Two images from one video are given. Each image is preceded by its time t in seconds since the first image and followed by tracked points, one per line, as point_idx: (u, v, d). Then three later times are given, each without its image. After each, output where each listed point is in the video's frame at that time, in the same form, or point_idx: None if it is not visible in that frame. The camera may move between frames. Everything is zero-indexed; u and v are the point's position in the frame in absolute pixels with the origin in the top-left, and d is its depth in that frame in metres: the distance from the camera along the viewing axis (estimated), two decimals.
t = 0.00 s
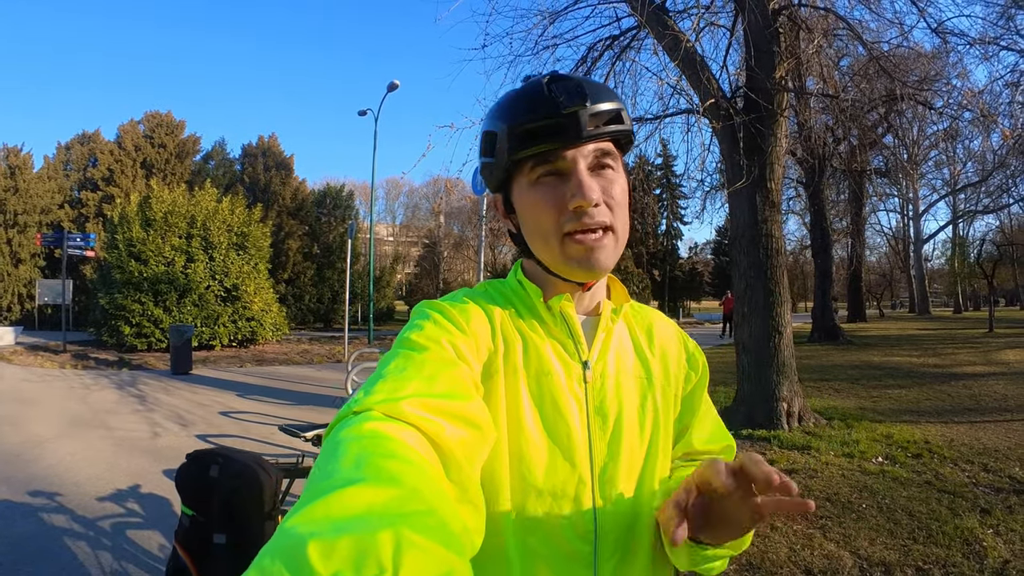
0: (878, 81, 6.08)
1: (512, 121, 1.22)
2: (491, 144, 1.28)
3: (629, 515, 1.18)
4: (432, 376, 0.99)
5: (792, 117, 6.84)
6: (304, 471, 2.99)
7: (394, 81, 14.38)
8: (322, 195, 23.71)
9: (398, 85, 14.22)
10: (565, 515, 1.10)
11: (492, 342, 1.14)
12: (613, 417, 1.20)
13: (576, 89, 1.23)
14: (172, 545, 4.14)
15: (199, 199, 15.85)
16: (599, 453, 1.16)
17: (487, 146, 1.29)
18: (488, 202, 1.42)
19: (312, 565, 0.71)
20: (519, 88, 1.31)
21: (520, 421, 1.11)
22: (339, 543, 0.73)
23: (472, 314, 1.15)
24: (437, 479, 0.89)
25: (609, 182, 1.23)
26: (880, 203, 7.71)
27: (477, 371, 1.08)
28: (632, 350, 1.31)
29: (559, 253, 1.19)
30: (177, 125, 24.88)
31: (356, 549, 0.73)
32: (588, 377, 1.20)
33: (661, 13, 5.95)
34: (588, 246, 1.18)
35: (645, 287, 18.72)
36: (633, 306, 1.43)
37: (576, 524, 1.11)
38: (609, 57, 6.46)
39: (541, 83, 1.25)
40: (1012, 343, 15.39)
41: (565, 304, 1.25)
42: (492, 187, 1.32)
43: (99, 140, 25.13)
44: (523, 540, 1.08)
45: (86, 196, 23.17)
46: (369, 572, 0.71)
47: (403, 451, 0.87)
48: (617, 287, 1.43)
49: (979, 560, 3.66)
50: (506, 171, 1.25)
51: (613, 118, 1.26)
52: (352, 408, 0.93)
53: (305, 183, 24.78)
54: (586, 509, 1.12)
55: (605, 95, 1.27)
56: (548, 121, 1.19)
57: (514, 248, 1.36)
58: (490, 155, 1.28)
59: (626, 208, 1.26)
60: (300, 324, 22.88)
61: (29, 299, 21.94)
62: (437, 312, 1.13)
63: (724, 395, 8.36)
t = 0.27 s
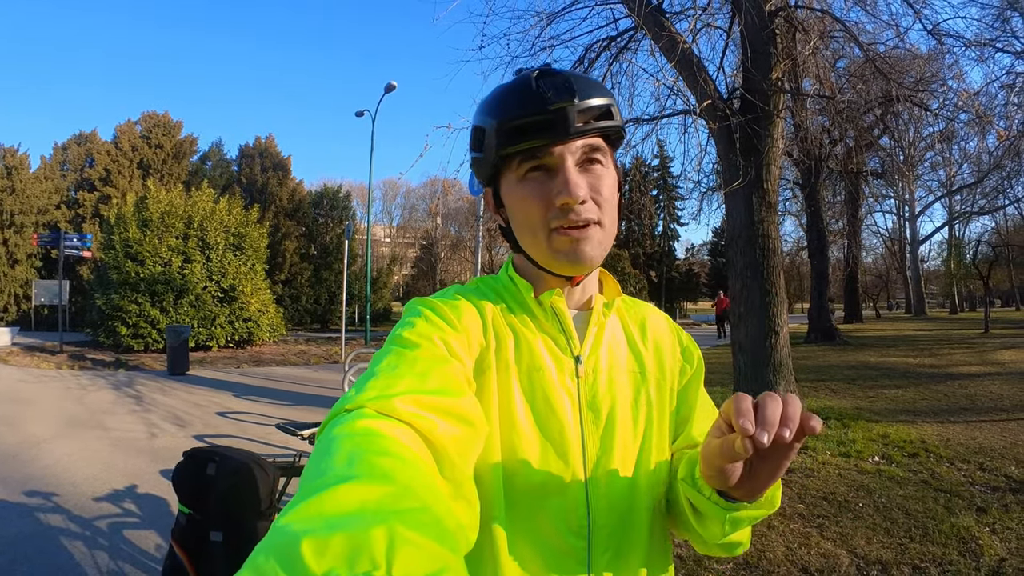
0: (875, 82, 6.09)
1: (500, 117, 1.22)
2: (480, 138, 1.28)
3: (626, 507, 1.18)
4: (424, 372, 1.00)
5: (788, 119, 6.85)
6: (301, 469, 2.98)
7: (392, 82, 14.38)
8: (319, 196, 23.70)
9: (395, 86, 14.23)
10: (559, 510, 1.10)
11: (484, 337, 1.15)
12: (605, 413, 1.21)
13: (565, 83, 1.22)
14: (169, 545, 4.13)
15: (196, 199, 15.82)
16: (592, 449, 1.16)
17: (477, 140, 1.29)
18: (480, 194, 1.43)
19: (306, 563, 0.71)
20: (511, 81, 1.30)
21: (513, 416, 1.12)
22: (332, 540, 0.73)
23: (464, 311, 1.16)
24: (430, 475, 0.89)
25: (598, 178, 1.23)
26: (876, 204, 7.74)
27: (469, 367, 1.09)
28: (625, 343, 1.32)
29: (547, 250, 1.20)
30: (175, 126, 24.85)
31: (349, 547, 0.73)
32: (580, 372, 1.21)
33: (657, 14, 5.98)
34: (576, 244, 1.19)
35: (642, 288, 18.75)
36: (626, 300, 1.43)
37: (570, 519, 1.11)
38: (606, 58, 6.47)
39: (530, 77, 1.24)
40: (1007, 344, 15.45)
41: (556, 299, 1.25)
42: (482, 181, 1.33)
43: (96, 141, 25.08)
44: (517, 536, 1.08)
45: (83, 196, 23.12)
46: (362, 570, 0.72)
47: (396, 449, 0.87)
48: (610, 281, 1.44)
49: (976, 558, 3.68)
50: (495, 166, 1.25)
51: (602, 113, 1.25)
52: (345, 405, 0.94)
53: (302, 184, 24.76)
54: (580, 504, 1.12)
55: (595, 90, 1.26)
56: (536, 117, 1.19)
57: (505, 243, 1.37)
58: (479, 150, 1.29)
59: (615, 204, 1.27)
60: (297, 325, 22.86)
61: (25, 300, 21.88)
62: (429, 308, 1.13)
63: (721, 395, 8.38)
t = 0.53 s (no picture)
0: (872, 84, 6.11)
1: (495, 117, 1.23)
2: (478, 138, 1.30)
3: (627, 503, 1.19)
4: (425, 370, 1.00)
5: (786, 121, 6.86)
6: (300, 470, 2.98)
7: (390, 83, 14.37)
8: (317, 197, 23.68)
9: (393, 88, 14.23)
10: (559, 508, 1.10)
11: (485, 337, 1.16)
12: (606, 412, 1.21)
13: (560, 83, 1.22)
14: (167, 545, 4.13)
15: (193, 201, 15.80)
16: (592, 448, 1.17)
17: (475, 140, 1.31)
18: (483, 191, 1.45)
19: (304, 560, 0.71)
20: (510, 80, 1.30)
21: (514, 414, 1.12)
22: (331, 536, 0.73)
23: (465, 310, 1.17)
24: (430, 473, 0.89)
25: (595, 178, 1.23)
26: (873, 205, 7.76)
27: (470, 366, 1.10)
28: (626, 342, 1.33)
29: (541, 251, 1.21)
30: (172, 127, 24.83)
31: (347, 543, 0.73)
32: (581, 371, 1.21)
33: (656, 16, 5.99)
34: (569, 245, 1.20)
35: (640, 289, 18.77)
36: (626, 299, 1.44)
37: (571, 518, 1.11)
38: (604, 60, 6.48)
39: (527, 78, 1.24)
40: (1004, 345, 15.51)
41: (558, 299, 1.26)
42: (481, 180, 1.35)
43: (94, 141, 25.06)
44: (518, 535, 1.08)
45: (80, 197, 23.08)
46: (359, 566, 0.72)
47: (396, 446, 0.87)
48: (610, 281, 1.44)
49: (974, 557, 3.69)
50: (492, 165, 1.26)
51: (599, 112, 1.25)
52: (346, 402, 0.94)
53: (300, 186, 24.75)
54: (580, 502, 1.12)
55: (593, 89, 1.26)
56: (531, 118, 1.19)
57: (505, 242, 1.38)
58: (478, 150, 1.31)
59: (612, 205, 1.26)
60: (295, 326, 22.84)
61: (22, 301, 21.85)
62: (431, 307, 1.14)
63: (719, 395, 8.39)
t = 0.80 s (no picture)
0: (869, 87, 6.12)
1: (501, 124, 1.24)
2: (486, 144, 1.31)
3: (635, 504, 1.19)
4: (430, 373, 1.01)
5: (783, 124, 6.88)
6: (301, 473, 2.97)
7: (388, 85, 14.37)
8: (315, 199, 23.66)
9: (391, 90, 14.24)
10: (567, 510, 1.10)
11: (490, 339, 1.17)
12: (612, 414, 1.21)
13: (564, 90, 1.22)
14: (166, 549, 4.11)
15: (192, 202, 15.78)
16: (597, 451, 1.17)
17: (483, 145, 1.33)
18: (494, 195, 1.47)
19: (307, 561, 0.71)
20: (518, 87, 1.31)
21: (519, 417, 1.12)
22: (335, 537, 0.74)
23: (470, 314, 1.17)
24: (434, 477, 0.89)
25: (597, 187, 1.23)
26: (871, 207, 7.78)
27: (474, 369, 1.10)
28: (632, 344, 1.33)
29: (540, 257, 1.21)
30: (171, 129, 24.82)
31: (351, 544, 0.74)
32: (587, 372, 1.21)
33: (654, 19, 6.02)
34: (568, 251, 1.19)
35: (638, 292, 18.80)
36: (630, 301, 1.44)
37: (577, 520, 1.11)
38: (603, 63, 6.50)
39: (535, 85, 1.25)
40: (1001, 347, 15.55)
41: (562, 301, 1.26)
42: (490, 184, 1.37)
43: (92, 143, 25.05)
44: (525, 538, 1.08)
45: (79, 199, 23.05)
46: (363, 567, 0.72)
47: (401, 450, 0.88)
48: (615, 284, 1.45)
49: (973, 559, 3.70)
50: (498, 171, 1.27)
51: (604, 121, 1.24)
52: (351, 406, 0.94)
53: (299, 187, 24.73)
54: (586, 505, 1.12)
55: (599, 98, 1.26)
56: (534, 125, 1.20)
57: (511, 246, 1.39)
58: (487, 155, 1.33)
59: (614, 212, 1.26)
60: (293, 328, 22.81)
61: (20, 302, 21.83)
62: (435, 311, 1.15)
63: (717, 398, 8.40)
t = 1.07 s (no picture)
0: (867, 89, 6.09)
1: (513, 123, 1.25)
2: (498, 144, 1.32)
3: (639, 509, 1.19)
4: (434, 376, 1.00)
5: (781, 126, 6.88)
6: (301, 476, 2.96)
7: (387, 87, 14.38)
8: (314, 201, 23.64)
9: (390, 92, 14.25)
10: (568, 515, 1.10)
11: (495, 341, 1.16)
12: (618, 418, 1.21)
13: (573, 94, 1.23)
14: (165, 552, 4.10)
15: (190, 204, 15.76)
16: (601, 455, 1.16)
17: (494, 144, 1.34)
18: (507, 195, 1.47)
19: (306, 561, 0.71)
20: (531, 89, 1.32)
21: (523, 422, 1.12)
22: (335, 538, 0.73)
23: (476, 316, 1.17)
24: (436, 481, 0.89)
25: (605, 189, 1.23)
26: (869, 209, 7.78)
27: (479, 372, 1.10)
28: (639, 352, 1.33)
29: (546, 257, 1.21)
30: (169, 130, 24.82)
31: (351, 545, 0.73)
32: (593, 378, 1.21)
33: (653, 21, 6.03)
34: (572, 255, 1.19)
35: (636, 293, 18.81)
36: (638, 308, 1.44)
37: (578, 524, 1.11)
38: (602, 65, 6.50)
39: (547, 87, 1.25)
40: (998, 347, 15.58)
41: (569, 305, 1.26)
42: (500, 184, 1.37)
43: (90, 144, 25.03)
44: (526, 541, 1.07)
45: (76, 200, 23.03)
46: (363, 569, 0.71)
47: (403, 452, 0.87)
48: (624, 289, 1.45)
49: (973, 560, 3.70)
50: (508, 171, 1.28)
51: (614, 123, 1.25)
52: (354, 407, 0.94)
53: (297, 189, 24.72)
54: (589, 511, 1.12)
55: (607, 101, 1.26)
56: (544, 125, 1.21)
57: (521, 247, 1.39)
58: (498, 155, 1.33)
59: (621, 216, 1.25)
60: (291, 329, 22.78)
61: (17, 304, 21.80)
62: (441, 313, 1.14)
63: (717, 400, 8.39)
